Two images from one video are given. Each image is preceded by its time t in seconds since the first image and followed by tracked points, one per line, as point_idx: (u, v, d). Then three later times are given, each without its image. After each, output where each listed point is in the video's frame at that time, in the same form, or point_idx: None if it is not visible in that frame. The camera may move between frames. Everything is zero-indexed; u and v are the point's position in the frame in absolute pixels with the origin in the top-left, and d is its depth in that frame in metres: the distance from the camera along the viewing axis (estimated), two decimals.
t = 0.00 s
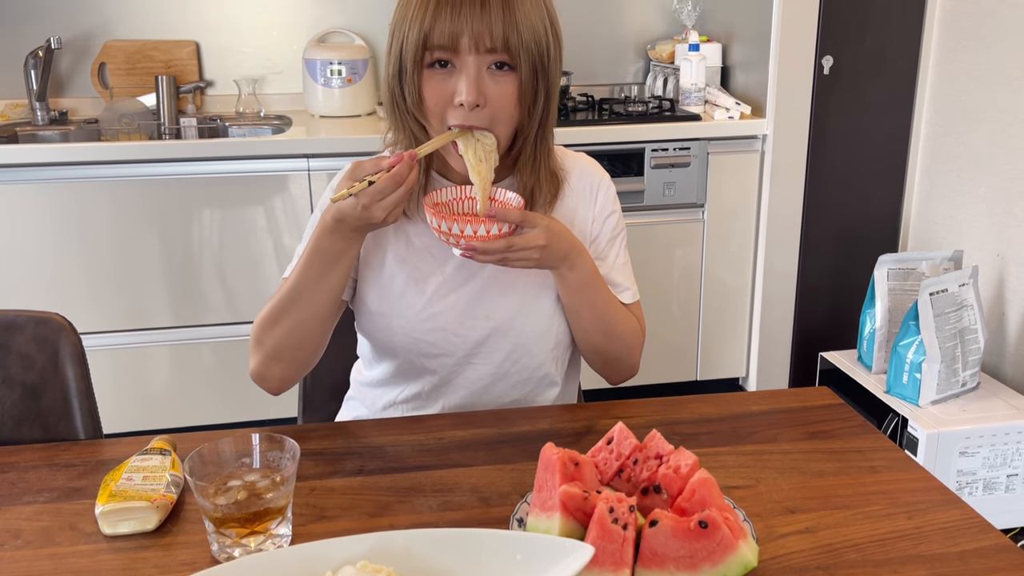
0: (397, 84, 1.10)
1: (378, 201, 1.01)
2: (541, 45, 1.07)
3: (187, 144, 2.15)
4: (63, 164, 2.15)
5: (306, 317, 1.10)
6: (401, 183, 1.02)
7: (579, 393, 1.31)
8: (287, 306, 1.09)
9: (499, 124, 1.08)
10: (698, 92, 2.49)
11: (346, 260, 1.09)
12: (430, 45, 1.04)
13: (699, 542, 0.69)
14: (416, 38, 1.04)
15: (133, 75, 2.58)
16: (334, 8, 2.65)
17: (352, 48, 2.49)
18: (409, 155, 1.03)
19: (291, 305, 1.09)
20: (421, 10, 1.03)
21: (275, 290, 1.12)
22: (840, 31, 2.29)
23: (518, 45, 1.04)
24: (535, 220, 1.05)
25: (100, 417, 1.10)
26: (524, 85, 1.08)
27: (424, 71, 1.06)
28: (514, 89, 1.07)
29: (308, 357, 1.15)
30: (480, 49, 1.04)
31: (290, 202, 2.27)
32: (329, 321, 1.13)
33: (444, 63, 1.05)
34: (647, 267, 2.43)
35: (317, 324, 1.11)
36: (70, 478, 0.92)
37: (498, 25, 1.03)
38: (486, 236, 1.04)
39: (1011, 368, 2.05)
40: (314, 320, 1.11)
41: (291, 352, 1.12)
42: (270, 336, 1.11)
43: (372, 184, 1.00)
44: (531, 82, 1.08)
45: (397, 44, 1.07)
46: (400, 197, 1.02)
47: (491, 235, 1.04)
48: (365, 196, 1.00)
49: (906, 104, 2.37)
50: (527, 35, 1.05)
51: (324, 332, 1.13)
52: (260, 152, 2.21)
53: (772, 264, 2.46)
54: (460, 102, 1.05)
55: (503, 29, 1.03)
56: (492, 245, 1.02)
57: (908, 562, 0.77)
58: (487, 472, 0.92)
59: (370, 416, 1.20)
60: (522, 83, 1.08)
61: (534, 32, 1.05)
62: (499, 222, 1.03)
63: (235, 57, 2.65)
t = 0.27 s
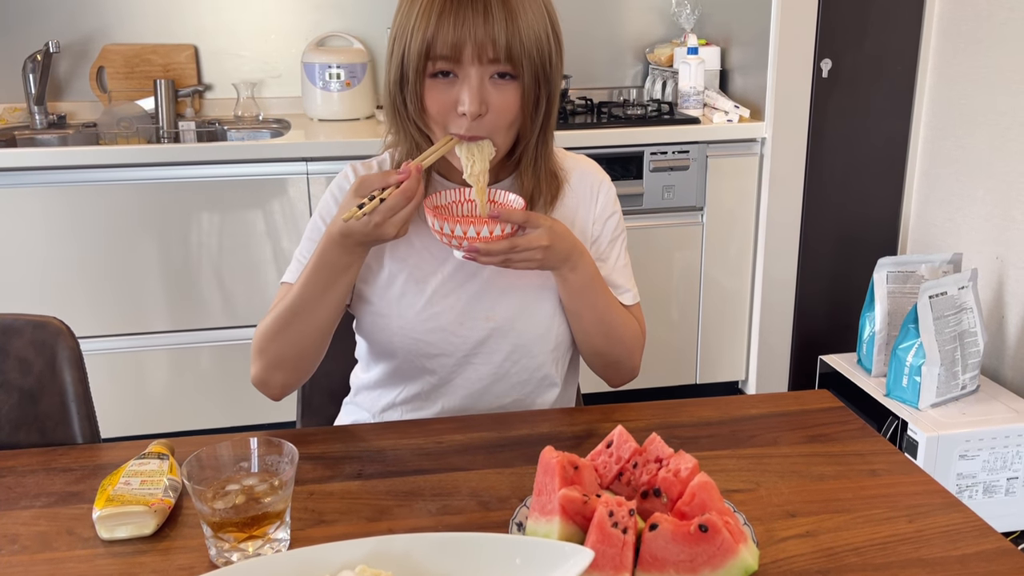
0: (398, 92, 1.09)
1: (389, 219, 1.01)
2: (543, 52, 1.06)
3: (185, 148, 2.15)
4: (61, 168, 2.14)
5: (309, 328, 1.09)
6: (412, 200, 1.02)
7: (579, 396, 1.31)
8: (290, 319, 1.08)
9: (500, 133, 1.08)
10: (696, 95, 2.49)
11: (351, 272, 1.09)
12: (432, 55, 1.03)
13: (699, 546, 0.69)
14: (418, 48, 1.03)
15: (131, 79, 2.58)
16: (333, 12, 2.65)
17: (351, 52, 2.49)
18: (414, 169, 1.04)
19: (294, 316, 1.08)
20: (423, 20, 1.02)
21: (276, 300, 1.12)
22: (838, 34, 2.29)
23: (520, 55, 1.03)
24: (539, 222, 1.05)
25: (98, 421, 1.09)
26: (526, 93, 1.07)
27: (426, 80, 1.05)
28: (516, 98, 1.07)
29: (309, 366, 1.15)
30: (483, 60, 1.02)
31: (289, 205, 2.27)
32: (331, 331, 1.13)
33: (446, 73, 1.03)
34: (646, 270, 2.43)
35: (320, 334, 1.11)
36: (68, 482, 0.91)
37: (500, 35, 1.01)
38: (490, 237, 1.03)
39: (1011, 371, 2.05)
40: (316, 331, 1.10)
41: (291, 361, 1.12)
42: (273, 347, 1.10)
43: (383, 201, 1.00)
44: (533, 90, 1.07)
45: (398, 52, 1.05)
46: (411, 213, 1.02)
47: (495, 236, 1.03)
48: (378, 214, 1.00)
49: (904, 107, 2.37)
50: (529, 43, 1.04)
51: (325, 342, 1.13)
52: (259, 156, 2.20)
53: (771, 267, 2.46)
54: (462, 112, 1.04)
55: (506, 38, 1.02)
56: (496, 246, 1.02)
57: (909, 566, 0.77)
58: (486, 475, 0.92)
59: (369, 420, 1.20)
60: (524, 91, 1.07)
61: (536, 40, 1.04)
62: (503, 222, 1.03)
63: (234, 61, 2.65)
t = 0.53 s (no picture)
0: (401, 104, 1.08)
1: (327, 236, 0.98)
2: (543, 56, 1.06)
3: (183, 154, 2.15)
4: (59, 175, 2.14)
5: (285, 346, 1.09)
6: (353, 220, 0.98)
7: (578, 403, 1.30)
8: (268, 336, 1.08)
9: (506, 140, 1.08)
10: (694, 101, 2.49)
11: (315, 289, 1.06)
12: (435, 66, 1.03)
13: (698, 554, 0.68)
14: (420, 59, 1.02)
15: (129, 86, 2.58)
16: (331, 19, 2.65)
17: (349, 59, 2.49)
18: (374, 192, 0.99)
19: (270, 336, 1.08)
20: (424, 31, 1.02)
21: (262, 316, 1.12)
22: (836, 41, 2.30)
23: (523, 62, 1.03)
24: (542, 228, 1.05)
25: (94, 429, 1.09)
26: (529, 99, 1.07)
27: (430, 92, 1.05)
28: (520, 104, 1.07)
29: (302, 379, 1.14)
30: (485, 68, 1.03)
31: (287, 212, 2.27)
32: (311, 347, 1.11)
33: (449, 84, 1.03)
34: (645, 276, 2.42)
35: (301, 351, 1.10)
36: (63, 491, 0.91)
37: (501, 43, 1.01)
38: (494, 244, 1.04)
39: (1010, 377, 2.04)
40: (293, 349, 1.09)
41: (278, 379, 1.11)
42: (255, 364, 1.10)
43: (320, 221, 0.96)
44: (536, 95, 1.07)
45: (400, 64, 1.05)
46: (355, 235, 0.98)
47: (499, 242, 1.03)
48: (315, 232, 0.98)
49: (901, 113, 2.37)
50: (531, 49, 1.04)
51: (308, 358, 1.12)
52: (256, 162, 2.20)
53: (770, 273, 2.46)
54: (467, 122, 1.04)
55: (508, 46, 1.02)
56: (501, 252, 1.02)
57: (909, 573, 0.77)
58: (484, 483, 0.91)
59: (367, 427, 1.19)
60: (527, 97, 1.07)
61: (536, 45, 1.04)
62: (507, 229, 1.02)
63: (232, 68, 2.65)
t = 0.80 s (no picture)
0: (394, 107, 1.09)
1: (330, 227, 0.99)
2: (537, 60, 1.07)
3: (180, 165, 2.15)
4: (56, 186, 2.14)
5: (297, 354, 1.08)
6: (358, 214, 0.99)
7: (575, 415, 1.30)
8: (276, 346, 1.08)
9: (499, 143, 1.08)
10: (691, 112, 2.50)
11: (325, 295, 1.07)
12: (427, 66, 1.04)
13: (696, 566, 0.67)
14: (412, 60, 1.04)
15: (126, 97, 2.58)
16: (329, 31, 2.66)
17: (347, 70, 2.50)
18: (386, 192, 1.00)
19: (281, 345, 1.07)
20: (416, 32, 1.03)
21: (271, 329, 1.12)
22: (832, 52, 2.30)
23: (515, 63, 1.04)
24: (538, 240, 1.05)
25: (89, 441, 1.08)
26: (521, 102, 1.08)
27: (422, 93, 1.06)
28: (512, 107, 1.07)
29: (312, 393, 1.13)
30: (477, 69, 1.04)
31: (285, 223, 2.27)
32: (322, 356, 1.11)
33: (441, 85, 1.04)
34: (642, 287, 2.42)
35: (312, 361, 1.10)
36: (57, 503, 0.90)
37: (493, 44, 1.03)
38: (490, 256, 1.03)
39: (1008, 388, 2.04)
40: (304, 358, 1.09)
41: (288, 392, 1.11)
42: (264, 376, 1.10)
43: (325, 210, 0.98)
44: (529, 99, 1.08)
45: (393, 67, 1.06)
46: (358, 228, 0.99)
47: (495, 254, 1.03)
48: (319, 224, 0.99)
49: (897, 123, 2.38)
50: (523, 51, 1.05)
51: (319, 368, 1.11)
52: (254, 173, 2.20)
53: (767, 284, 2.46)
54: (460, 123, 1.04)
55: (501, 47, 1.03)
56: (496, 264, 1.02)
57: None
58: (481, 495, 0.91)
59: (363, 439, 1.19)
60: (520, 100, 1.07)
61: (529, 48, 1.05)
62: (502, 241, 1.02)
63: (229, 79, 2.65)
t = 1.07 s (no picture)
0: (387, 108, 1.11)
1: (332, 237, 0.98)
2: (531, 63, 1.09)
3: (177, 179, 2.15)
4: (52, 200, 2.14)
5: (302, 366, 1.07)
6: (360, 223, 0.98)
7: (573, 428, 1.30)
8: (278, 361, 1.07)
9: (491, 142, 1.09)
10: (687, 125, 2.50)
11: (329, 305, 1.06)
12: (420, 65, 1.07)
13: None
14: (406, 58, 1.07)
15: (124, 111, 2.58)
16: (326, 44, 2.67)
17: (344, 83, 2.50)
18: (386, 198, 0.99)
19: (285, 358, 1.07)
20: (410, 31, 1.07)
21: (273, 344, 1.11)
22: (828, 65, 2.31)
23: (507, 62, 1.07)
24: (532, 252, 1.04)
25: (84, 456, 1.07)
26: (514, 103, 1.09)
27: (415, 92, 1.09)
28: (505, 107, 1.09)
29: (314, 409, 1.13)
30: (469, 67, 1.07)
31: (282, 236, 2.26)
32: (327, 366, 1.10)
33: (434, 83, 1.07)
34: (639, 300, 2.42)
35: (317, 371, 1.09)
36: (51, 519, 0.89)
37: (485, 42, 1.06)
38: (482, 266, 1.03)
39: (1006, 400, 2.04)
40: (309, 369, 1.08)
41: (291, 407, 1.10)
42: (267, 392, 1.09)
43: (328, 220, 0.98)
44: (521, 99, 1.10)
45: (386, 68, 1.09)
46: (360, 237, 0.98)
47: (487, 264, 1.03)
48: (320, 233, 0.98)
49: (893, 136, 2.39)
50: (516, 51, 1.07)
51: (323, 379, 1.11)
52: (252, 186, 2.20)
53: (764, 297, 2.46)
54: (452, 119, 1.06)
55: (493, 45, 1.06)
56: (488, 276, 1.01)
57: None
58: (478, 510, 0.90)
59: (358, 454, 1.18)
60: (513, 101, 1.09)
61: (523, 50, 1.08)
62: (494, 251, 1.02)
63: (227, 93, 2.65)
